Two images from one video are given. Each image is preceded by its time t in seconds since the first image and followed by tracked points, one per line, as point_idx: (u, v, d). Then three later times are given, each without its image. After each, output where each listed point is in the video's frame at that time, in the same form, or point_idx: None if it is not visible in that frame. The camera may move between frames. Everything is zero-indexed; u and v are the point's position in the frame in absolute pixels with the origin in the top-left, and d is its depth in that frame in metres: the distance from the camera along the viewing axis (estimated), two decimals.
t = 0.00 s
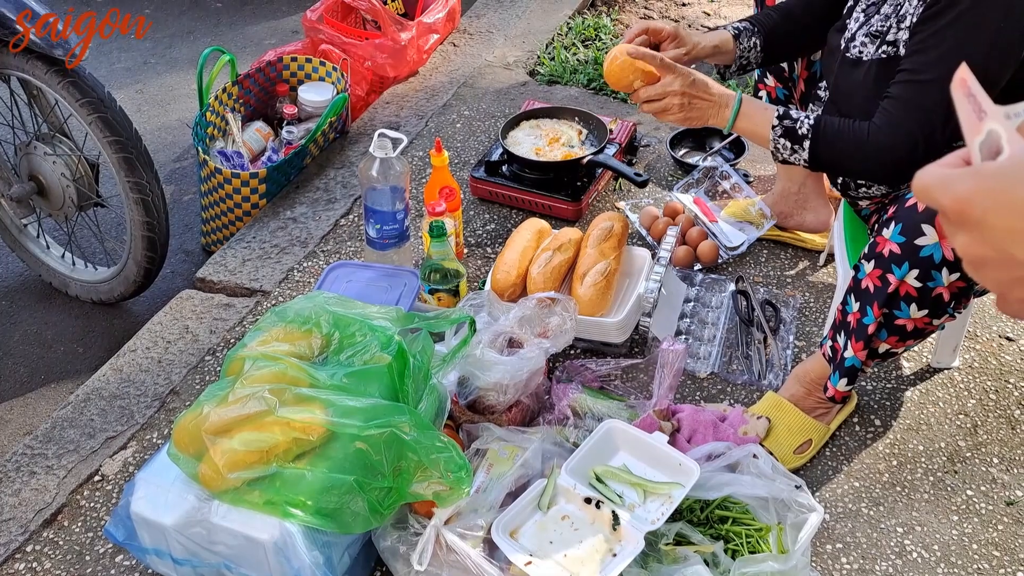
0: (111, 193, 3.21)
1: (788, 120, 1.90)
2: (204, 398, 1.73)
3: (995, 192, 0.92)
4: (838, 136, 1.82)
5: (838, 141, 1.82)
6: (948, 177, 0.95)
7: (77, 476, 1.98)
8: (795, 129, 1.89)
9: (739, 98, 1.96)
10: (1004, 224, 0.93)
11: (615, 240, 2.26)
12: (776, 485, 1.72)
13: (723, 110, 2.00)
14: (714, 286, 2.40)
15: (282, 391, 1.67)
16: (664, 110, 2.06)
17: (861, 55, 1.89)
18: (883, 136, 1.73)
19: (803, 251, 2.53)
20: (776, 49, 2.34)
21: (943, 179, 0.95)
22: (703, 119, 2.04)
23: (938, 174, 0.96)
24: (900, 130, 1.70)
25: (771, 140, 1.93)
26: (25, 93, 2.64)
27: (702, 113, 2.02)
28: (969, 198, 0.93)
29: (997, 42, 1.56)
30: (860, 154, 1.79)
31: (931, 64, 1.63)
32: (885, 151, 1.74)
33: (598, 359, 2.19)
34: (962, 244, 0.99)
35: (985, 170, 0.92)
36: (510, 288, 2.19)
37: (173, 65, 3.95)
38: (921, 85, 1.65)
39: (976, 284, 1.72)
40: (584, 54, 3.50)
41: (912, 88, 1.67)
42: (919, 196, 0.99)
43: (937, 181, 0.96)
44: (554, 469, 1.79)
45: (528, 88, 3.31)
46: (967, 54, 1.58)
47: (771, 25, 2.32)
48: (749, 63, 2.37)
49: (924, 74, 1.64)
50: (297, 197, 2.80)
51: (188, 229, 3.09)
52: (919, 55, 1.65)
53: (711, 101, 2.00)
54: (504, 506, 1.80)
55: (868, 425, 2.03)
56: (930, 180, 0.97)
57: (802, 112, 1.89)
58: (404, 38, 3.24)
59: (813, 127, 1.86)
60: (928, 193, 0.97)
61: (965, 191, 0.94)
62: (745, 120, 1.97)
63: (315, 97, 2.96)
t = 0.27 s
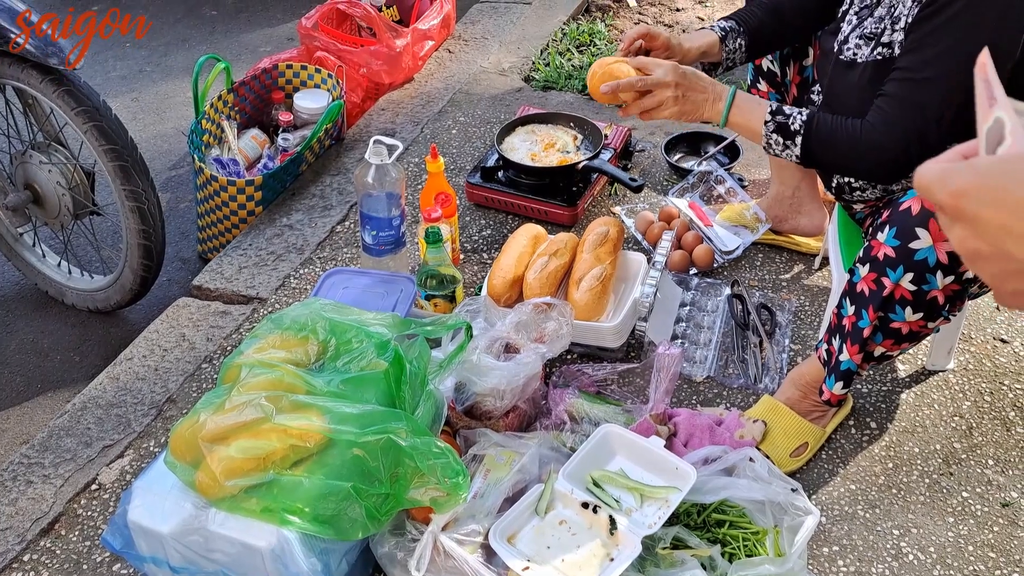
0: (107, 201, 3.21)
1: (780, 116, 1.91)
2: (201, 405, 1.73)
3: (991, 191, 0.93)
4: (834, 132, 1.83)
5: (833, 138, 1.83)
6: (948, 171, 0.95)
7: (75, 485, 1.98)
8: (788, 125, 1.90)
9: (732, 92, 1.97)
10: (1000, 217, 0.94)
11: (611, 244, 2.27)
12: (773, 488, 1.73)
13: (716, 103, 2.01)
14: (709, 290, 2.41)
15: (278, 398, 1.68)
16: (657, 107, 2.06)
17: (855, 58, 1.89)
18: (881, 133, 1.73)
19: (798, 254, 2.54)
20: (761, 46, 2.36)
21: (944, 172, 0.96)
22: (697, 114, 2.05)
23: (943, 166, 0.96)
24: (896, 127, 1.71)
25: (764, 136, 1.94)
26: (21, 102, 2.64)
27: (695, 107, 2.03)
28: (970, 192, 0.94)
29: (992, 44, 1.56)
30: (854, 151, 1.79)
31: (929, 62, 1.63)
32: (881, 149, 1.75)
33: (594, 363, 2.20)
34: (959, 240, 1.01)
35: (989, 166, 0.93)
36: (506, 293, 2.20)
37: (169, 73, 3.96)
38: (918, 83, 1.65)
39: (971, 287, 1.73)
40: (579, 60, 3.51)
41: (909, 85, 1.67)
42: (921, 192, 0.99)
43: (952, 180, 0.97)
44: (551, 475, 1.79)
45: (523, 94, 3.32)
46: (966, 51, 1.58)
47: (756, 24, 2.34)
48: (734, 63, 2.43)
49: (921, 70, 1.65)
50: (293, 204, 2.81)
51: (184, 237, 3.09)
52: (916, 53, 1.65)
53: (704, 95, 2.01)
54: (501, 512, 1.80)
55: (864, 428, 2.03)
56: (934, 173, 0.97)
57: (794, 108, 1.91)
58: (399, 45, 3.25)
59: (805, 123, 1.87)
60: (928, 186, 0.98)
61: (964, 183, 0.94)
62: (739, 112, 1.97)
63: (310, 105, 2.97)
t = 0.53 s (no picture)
0: (97, 211, 3.21)
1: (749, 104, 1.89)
2: (193, 415, 1.73)
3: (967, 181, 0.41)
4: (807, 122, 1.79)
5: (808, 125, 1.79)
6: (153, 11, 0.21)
7: (67, 495, 1.97)
8: (757, 112, 1.87)
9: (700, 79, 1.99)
10: (984, 225, 0.42)
11: (603, 252, 2.27)
12: (765, 493, 1.73)
13: (684, 92, 2.02)
14: (701, 297, 2.42)
15: (271, 408, 1.68)
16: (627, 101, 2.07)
17: (842, 63, 1.89)
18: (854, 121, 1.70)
19: (789, 260, 2.55)
20: (734, 33, 2.34)
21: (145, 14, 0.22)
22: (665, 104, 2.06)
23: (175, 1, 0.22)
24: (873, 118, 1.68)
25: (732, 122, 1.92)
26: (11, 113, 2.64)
27: (663, 96, 2.04)
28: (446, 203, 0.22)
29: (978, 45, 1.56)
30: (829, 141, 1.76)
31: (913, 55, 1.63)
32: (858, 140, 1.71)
33: (587, 370, 2.20)
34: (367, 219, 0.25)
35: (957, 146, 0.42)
36: (499, 300, 2.21)
37: (160, 83, 3.96)
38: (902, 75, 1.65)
39: (959, 293, 1.74)
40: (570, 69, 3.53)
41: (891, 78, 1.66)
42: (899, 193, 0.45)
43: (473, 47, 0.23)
44: (545, 482, 1.79)
45: (515, 102, 3.33)
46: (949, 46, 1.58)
47: (727, 13, 2.30)
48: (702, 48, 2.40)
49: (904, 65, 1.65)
50: (285, 213, 2.81)
51: (176, 247, 3.09)
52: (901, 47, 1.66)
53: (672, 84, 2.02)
54: (495, 519, 1.80)
55: (855, 433, 2.04)
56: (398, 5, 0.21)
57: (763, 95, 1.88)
58: (391, 54, 3.26)
59: (772, 109, 1.84)
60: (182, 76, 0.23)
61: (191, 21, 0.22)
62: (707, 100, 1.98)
63: (302, 114, 2.97)
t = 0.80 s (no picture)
0: (91, 213, 3.20)
1: (758, 140, 1.86)
2: (185, 418, 1.72)
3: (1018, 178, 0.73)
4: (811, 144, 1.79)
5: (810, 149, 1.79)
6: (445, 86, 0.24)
7: (58, 498, 1.96)
8: (768, 150, 1.84)
9: (705, 125, 1.92)
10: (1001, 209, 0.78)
11: (596, 255, 2.28)
12: (757, 496, 1.74)
13: (685, 141, 1.96)
14: (694, 300, 2.42)
15: (264, 410, 1.67)
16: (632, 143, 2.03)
17: (830, 71, 1.88)
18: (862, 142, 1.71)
19: (782, 264, 2.56)
20: (721, 54, 2.34)
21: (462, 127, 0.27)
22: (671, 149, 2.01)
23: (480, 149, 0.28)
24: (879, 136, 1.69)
25: (744, 163, 1.88)
26: (4, 114, 2.64)
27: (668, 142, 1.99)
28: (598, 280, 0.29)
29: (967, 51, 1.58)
30: (835, 163, 1.76)
31: (911, 69, 1.64)
32: (867, 162, 1.72)
33: (580, 373, 2.21)
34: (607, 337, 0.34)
35: (1002, 160, 0.73)
36: (492, 304, 2.21)
37: (154, 85, 3.96)
38: (901, 90, 1.65)
39: (949, 297, 1.76)
40: (564, 72, 3.54)
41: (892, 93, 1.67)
42: (920, 199, 0.82)
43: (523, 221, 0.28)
44: (537, 484, 1.79)
45: (509, 106, 3.34)
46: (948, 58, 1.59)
47: (716, 35, 2.31)
48: (695, 73, 2.39)
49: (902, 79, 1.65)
50: (278, 216, 2.80)
51: (169, 249, 3.08)
52: (897, 60, 1.66)
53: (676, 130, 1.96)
54: (487, 522, 1.79)
55: (847, 436, 2.05)
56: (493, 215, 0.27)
57: (770, 132, 1.85)
58: (385, 57, 3.26)
59: (784, 144, 1.82)
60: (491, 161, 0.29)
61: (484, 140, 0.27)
62: (713, 146, 1.92)
63: (295, 116, 2.97)
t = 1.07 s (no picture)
0: (87, 215, 3.19)
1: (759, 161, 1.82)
2: (181, 419, 1.72)
3: None
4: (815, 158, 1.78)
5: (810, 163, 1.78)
6: None
7: (54, 500, 1.96)
8: (768, 168, 1.81)
9: (704, 151, 1.87)
10: None
11: (593, 256, 2.28)
12: (753, 497, 1.73)
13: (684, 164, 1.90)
14: (691, 301, 2.42)
15: (260, 411, 1.67)
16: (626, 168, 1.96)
17: (823, 76, 1.90)
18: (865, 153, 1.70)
19: (779, 265, 2.56)
20: (727, 75, 2.35)
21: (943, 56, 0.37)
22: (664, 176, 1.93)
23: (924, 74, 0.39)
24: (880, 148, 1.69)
25: (744, 185, 1.84)
26: None
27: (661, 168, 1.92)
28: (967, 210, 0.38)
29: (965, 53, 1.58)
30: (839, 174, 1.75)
31: (908, 76, 1.63)
32: (869, 170, 1.71)
33: (577, 374, 2.20)
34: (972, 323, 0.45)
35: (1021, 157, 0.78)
36: (488, 305, 2.21)
37: (150, 86, 3.95)
38: (899, 98, 1.65)
39: (948, 300, 1.77)
40: (560, 73, 3.54)
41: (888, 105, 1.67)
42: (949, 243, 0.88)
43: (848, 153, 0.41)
44: (534, 486, 1.79)
45: (505, 107, 3.34)
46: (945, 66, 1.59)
47: (716, 57, 2.33)
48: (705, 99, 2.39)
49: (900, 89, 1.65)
50: (275, 217, 2.80)
51: (166, 251, 3.08)
52: (893, 68, 1.66)
53: (673, 154, 1.90)
54: (484, 524, 1.79)
55: (844, 437, 2.05)
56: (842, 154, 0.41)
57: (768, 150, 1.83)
58: (381, 58, 3.26)
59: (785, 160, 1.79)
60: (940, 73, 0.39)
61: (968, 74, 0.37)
62: (710, 169, 1.86)
63: (292, 117, 2.97)
